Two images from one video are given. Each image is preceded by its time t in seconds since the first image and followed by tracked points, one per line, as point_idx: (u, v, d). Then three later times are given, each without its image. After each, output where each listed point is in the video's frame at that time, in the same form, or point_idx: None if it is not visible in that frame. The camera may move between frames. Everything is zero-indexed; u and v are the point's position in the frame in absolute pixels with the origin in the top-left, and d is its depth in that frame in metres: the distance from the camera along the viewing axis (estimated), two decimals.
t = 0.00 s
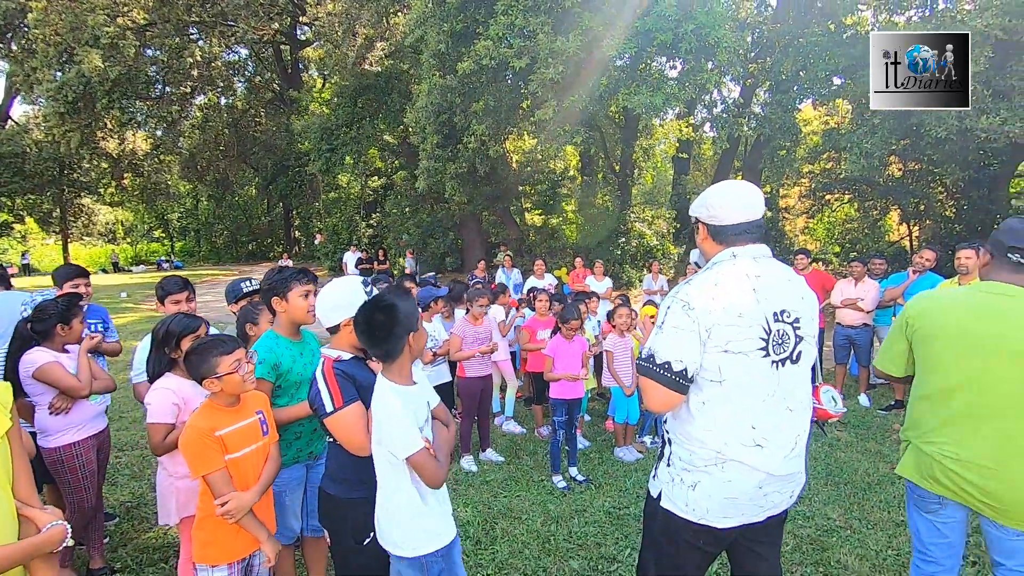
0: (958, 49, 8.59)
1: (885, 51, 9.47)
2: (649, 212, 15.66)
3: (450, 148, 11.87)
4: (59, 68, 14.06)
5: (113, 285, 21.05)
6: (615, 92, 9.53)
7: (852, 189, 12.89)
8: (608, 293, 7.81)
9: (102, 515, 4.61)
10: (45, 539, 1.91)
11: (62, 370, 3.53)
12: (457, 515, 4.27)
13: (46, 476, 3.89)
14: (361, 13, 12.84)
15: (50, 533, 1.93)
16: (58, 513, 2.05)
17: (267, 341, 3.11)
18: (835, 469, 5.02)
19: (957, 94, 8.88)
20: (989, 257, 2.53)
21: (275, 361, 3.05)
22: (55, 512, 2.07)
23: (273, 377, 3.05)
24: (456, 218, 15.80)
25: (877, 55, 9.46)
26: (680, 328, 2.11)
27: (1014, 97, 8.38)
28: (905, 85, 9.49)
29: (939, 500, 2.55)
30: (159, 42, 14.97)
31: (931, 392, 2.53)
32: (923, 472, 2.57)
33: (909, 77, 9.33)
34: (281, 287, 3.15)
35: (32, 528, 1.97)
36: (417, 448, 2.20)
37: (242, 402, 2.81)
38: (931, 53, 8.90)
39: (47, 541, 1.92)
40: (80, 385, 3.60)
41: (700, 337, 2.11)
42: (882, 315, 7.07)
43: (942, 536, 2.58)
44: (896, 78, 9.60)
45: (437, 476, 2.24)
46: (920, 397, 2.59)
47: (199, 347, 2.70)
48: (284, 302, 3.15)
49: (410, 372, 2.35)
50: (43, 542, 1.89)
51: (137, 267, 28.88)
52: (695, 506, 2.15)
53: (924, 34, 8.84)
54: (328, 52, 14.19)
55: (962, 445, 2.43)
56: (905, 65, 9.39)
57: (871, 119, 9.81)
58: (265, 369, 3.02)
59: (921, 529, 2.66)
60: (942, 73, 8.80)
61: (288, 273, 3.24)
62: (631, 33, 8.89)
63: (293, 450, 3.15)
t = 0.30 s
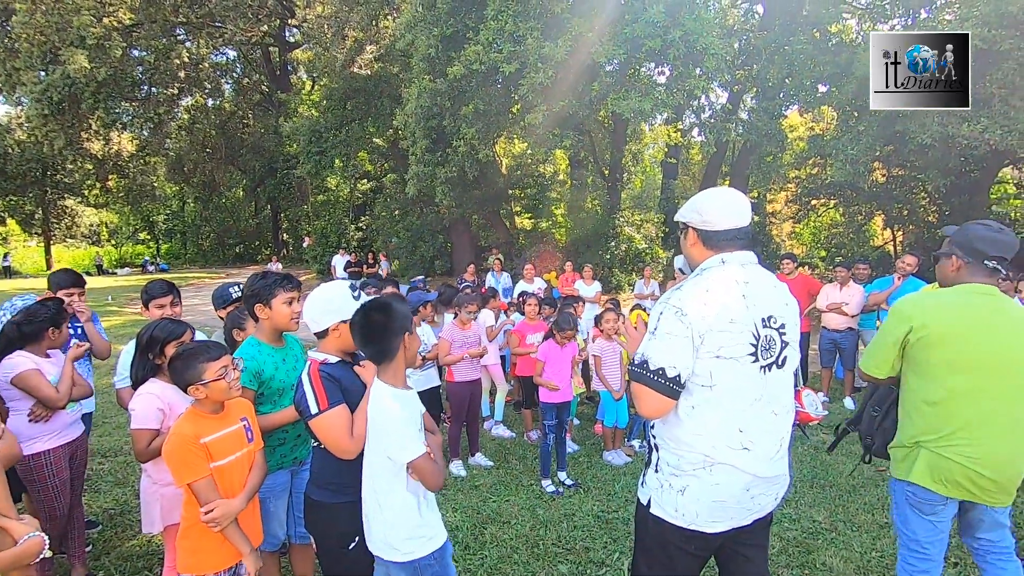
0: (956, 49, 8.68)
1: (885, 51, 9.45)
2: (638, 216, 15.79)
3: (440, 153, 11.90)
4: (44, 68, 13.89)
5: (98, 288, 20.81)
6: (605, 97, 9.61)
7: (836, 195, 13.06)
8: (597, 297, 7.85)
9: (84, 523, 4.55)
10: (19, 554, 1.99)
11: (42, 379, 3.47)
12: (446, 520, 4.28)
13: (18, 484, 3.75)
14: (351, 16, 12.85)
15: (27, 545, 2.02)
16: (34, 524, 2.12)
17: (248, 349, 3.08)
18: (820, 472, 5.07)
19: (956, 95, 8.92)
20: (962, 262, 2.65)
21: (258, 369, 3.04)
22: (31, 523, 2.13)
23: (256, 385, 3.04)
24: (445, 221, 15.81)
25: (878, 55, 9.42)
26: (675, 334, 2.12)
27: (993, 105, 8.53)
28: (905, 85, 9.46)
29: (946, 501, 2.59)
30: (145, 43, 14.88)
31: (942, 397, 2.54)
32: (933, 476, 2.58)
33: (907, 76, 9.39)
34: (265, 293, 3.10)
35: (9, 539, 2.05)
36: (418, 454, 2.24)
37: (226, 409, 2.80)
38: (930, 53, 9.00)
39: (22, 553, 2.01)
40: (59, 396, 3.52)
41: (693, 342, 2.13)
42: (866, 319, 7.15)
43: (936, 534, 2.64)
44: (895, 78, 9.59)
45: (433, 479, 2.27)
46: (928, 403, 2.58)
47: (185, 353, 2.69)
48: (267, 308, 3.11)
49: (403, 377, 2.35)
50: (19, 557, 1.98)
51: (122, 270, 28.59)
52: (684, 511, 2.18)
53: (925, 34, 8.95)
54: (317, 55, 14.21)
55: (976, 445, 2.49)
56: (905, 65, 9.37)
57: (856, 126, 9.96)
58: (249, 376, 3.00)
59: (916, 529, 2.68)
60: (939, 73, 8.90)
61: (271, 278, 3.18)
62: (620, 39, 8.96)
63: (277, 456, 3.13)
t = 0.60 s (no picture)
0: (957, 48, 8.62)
1: (888, 50, 9.53)
2: (633, 220, 15.80)
3: (436, 156, 11.90)
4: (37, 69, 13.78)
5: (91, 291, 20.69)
6: (600, 102, 9.64)
7: (829, 198, 13.15)
8: (593, 300, 7.88)
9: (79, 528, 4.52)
10: (9, 564, 1.92)
11: (44, 392, 3.33)
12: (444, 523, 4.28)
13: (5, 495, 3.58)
14: (347, 19, 12.86)
15: (17, 556, 1.94)
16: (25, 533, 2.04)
17: (244, 353, 3.07)
18: (816, 474, 5.10)
19: (956, 94, 8.87)
20: (995, 266, 2.69)
21: (254, 373, 3.04)
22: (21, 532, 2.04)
23: (253, 389, 3.04)
24: (440, 224, 15.82)
25: (878, 55, 9.55)
26: (679, 337, 2.13)
27: (984, 110, 8.59)
28: (905, 85, 9.48)
29: (986, 503, 2.62)
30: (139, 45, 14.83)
31: (998, 403, 2.56)
32: (987, 481, 2.57)
33: (907, 76, 9.42)
34: (261, 297, 3.09)
35: None
36: (417, 460, 2.23)
37: (223, 413, 2.79)
38: (931, 53, 8.98)
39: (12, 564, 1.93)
40: (50, 415, 3.34)
41: (700, 346, 2.13)
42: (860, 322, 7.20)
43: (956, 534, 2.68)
44: (893, 78, 9.59)
45: (434, 487, 2.26)
46: (987, 410, 2.58)
47: (181, 357, 2.67)
48: (263, 311, 3.10)
49: (404, 380, 2.36)
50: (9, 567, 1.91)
51: (116, 273, 28.44)
52: (684, 514, 2.19)
53: (925, 33, 8.99)
54: (313, 58, 14.21)
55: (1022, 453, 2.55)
56: (905, 65, 9.34)
57: (849, 131, 10.05)
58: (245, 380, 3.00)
59: (940, 530, 2.69)
60: (941, 72, 8.83)
61: (267, 282, 3.18)
62: (616, 44, 8.98)
63: (275, 459, 3.13)
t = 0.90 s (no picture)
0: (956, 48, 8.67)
1: (887, 50, 9.60)
2: (638, 223, 15.78)
3: (441, 159, 11.97)
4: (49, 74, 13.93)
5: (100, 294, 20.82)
6: (605, 106, 9.69)
7: (836, 202, 13.10)
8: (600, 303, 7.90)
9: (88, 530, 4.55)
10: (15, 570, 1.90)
11: (62, 396, 3.33)
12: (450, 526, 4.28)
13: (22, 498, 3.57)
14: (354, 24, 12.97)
15: (22, 561, 1.93)
16: (31, 537, 2.03)
17: (254, 355, 3.09)
18: (823, 478, 5.09)
19: (957, 94, 8.87)
20: None
21: (265, 375, 3.06)
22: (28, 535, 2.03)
23: (265, 391, 3.06)
24: (446, 227, 15.88)
25: (878, 55, 9.60)
26: (704, 343, 2.10)
27: (992, 113, 8.50)
28: (905, 85, 9.52)
29: None
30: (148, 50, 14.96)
31: None
32: None
33: (906, 76, 9.50)
34: (271, 299, 3.11)
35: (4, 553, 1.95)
36: (423, 467, 2.21)
37: (232, 415, 2.81)
38: (931, 53, 9.02)
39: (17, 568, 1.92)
40: (66, 419, 3.34)
41: (722, 352, 2.12)
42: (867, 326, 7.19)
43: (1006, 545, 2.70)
44: (894, 78, 9.66)
45: (441, 494, 2.25)
46: None
47: (192, 359, 2.69)
48: (272, 314, 3.11)
49: (416, 383, 2.36)
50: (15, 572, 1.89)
51: (124, 276, 28.62)
52: (698, 519, 2.18)
53: (926, 34, 9.06)
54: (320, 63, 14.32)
55: None
56: (905, 65, 9.49)
57: (855, 135, 10.03)
58: (256, 382, 3.02)
59: (993, 543, 2.69)
60: (941, 73, 8.87)
61: (276, 284, 3.20)
62: (621, 48, 9.03)
63: (285, 461, 3.15)
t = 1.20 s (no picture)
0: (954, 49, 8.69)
1: (887, 50, 9.49)
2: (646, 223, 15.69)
3: (449, 158, 11.98)
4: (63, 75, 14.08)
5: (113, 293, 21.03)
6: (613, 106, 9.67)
7: (847, 201, 12.99)
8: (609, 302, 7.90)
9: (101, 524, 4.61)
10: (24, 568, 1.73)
11: (94, 387, 3.41)
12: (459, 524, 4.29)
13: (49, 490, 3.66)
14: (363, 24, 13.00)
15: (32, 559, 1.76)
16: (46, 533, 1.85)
17: (267, 353, 3.11)
18: (833, 479, 5.06)
19: (956, 94, 8.88)
20: None
21: (277, 372, 3.08)
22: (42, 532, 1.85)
23: (278, 388, 3.08)
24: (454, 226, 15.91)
25: (877, 55, 9.50)
26: (735, 344, 2.07)
27: (1007, 111, 8.47)
28: (905, 84, 9.50)
29: None
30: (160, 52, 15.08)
31: None
32: None
33: (907, 76, 9.45)
34: (282, 298, 3.14)
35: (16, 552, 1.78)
36: (428, 464, 2.21)
37: (246, 411, 2.83)
38: (931, 52, 9.01)
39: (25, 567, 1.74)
40: (103, 408, 3.45)
41: (750, 351, 2.10)
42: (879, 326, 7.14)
43: None
44: (896, 77, 9.64)
45: (449, 491, 2.25)
46: None
47: (205, 357, 2.72)
48: (283, 311, 3.14)
49: (425, 380, 2.38)
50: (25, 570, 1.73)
51: (137, 275, 28.87)
52: (718, 522, 2.16)
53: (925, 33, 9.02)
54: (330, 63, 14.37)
55: None
56: (905, 65, 9.45)
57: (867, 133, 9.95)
58: (269, 379, 3.04)
59: None
60: (941, 72, 8.86)
61: (287, 284, 3.23)
62: (629, 47, 8.98)
63: (298, 458, 3.17)
